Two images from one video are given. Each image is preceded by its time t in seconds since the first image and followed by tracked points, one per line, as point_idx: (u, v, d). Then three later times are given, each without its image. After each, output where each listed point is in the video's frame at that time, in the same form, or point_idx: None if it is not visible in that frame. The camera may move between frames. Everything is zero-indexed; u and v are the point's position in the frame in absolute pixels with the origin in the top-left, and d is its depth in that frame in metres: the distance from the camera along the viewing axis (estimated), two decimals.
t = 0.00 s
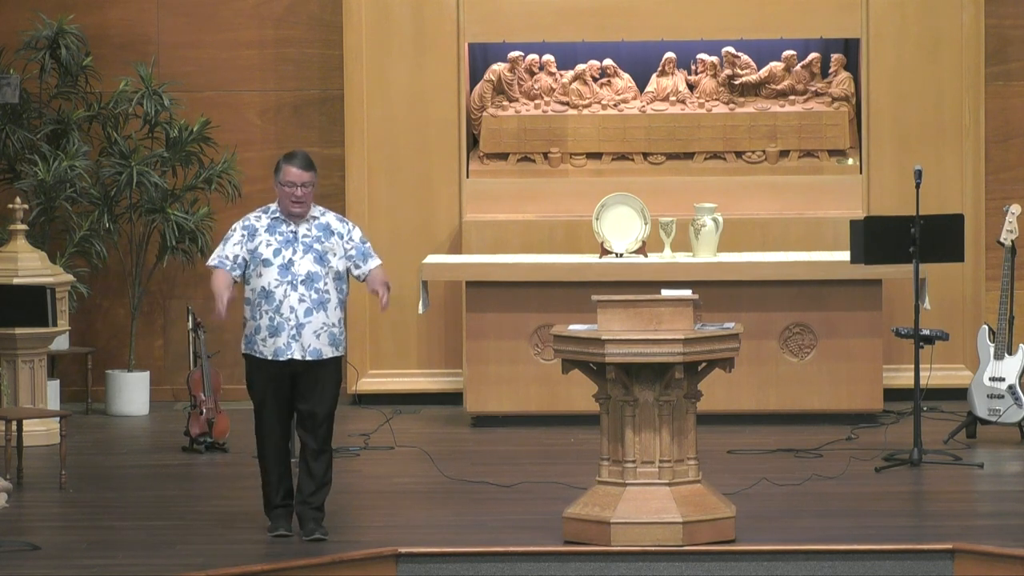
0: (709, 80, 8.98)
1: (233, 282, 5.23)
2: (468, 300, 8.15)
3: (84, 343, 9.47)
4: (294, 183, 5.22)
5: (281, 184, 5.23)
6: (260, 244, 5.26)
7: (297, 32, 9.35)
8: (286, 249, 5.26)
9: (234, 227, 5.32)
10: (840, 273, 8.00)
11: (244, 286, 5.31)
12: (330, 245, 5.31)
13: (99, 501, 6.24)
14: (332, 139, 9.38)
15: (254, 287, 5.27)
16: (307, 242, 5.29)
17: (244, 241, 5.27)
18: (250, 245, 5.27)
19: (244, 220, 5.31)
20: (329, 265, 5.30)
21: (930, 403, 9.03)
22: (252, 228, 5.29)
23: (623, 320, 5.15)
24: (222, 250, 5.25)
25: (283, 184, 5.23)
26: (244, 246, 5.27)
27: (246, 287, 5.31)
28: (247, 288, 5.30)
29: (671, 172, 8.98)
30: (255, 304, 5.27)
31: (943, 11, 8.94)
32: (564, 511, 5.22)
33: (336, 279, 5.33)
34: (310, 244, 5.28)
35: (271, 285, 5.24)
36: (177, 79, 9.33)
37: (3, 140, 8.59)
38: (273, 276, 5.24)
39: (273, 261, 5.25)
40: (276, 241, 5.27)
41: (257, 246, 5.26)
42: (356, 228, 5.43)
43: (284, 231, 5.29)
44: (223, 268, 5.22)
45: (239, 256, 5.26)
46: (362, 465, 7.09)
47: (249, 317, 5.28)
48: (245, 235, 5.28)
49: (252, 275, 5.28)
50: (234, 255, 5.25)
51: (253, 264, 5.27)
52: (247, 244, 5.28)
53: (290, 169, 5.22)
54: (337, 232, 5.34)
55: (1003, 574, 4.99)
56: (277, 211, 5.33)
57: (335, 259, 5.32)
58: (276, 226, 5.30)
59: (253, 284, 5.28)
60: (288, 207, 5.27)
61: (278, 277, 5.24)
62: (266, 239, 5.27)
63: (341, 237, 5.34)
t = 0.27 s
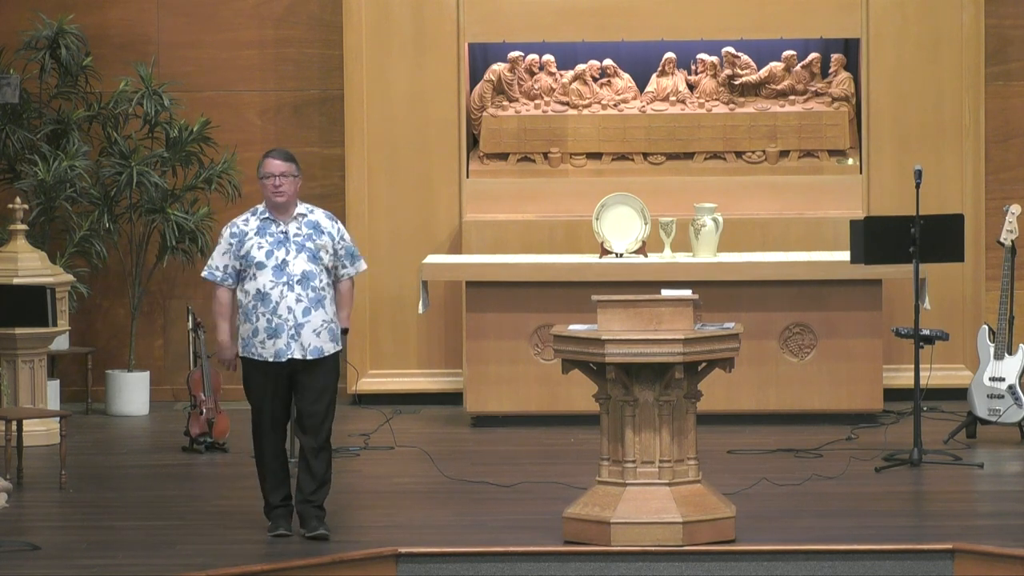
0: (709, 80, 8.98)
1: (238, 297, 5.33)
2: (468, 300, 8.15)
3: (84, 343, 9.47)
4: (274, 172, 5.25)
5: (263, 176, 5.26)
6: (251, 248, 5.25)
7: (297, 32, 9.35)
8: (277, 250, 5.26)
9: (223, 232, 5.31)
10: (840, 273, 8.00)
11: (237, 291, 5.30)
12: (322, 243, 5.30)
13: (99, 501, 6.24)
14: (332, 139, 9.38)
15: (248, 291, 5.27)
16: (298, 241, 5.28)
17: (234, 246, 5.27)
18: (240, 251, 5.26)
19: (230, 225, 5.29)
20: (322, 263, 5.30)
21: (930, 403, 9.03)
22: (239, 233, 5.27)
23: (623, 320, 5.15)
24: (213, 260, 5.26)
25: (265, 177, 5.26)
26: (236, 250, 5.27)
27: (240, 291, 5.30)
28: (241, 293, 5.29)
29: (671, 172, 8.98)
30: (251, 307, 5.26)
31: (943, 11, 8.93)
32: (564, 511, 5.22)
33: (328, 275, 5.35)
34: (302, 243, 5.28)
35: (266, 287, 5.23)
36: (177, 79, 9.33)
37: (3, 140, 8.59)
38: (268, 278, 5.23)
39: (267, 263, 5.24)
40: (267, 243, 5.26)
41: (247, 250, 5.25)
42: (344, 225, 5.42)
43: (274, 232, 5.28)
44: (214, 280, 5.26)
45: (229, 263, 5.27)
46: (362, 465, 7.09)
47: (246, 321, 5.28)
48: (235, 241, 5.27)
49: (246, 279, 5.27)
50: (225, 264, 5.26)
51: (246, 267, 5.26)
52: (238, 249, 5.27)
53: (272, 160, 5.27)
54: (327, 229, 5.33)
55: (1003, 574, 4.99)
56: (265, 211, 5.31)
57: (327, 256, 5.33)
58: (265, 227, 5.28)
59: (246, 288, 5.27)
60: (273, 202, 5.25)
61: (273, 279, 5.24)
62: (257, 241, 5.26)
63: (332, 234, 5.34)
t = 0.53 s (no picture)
0: (709, 80, 8.98)
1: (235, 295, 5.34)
2: (468, 300, 8.15)
3: (85, 343, 9.47)
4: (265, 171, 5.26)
5: (256, 175, 5.28)
6: (248, 244, 5.26)
7: (297, 32, 9.35)
8: (273, 246, 5.26)
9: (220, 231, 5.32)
10: (840, 273, 8.00)
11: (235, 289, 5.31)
12: (318, 239, 5.31)
13: (99, 501, 6.24)
14: (332, 139, 9.38)
15: (245, 287, 5.27)
16: (294, 237, 5.28)
17: (232, 243, 5.28)
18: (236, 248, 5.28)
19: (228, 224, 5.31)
20: (318, 259, 5.30)
21: (930, 403, 9.03)
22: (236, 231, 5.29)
23: (623, 320, 5.15)
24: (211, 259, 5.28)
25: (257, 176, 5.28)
26: (233, 247, 5.28)
27: (237, 288, 5.30)
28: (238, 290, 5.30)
29: (671, 172, 8.98)
30: (248, 304, 5.27)
31: (943, 11, 8.93)
32: (564, 511, 5.22)
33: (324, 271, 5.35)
34: (298, 239, 5.28)
35: (262, 283, 5.23)
36: (177, 79, 9.33)
37: (3, 140, 8.59)
38: (265, 274, 5.24)
39: (264, 259, 5.25)
40: (264, 239, 5.26)
41: (244, 247, 5.26)
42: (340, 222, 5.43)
43: (270, 229, 5.29)
44: (211, 278, 5.27)
45: (227, 261, 5.29)
46: (362, 465, 7.09)
47: (243, 318, 5.28)
48: (232, 238, 5.28)
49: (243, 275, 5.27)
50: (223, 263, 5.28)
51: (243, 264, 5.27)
52: (235, 247, 5.28)
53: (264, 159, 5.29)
54: (324, 225, 5.33)
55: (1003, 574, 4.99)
56: (261, 209, 5.32)
57: (323, 252, 5.33)
58: (262, 224, 5.29)
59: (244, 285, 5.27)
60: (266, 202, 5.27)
61: (269, 275, 5.23)
62: (254, 238, 5.27)
63: (328, 230, 5.34)
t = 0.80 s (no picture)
0: (709, 80, 8.98)
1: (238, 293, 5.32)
2: (468, 300, 8.15)
3: (85, 343, 9.47)
4: (264, 174, 5.25)
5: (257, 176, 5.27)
6: (249, 243, 5.26)
7: (297, 32, 9.35)
8: (275, 244, 5.27)
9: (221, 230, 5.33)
10: (840, 273, 8.00)
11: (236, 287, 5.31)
12: (319, 238, 5.32)
13: (99, 501, 6.24)
14: (332, 139, 9.38)
15: (247, 286, 5.27)
16: (295, 236, 5.29)
17: (232, 242, 5.28)
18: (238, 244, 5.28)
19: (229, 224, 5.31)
20: (319, 257, 5.31)
21: (930, 403, 9.03)
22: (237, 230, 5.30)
23: (623, 320, 5.15)
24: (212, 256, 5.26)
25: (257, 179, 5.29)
26: (234, 246, 5.28)
27: (238, 287, 5.30)
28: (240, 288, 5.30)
29: (671, 172, 8.98)
30: (249, 302, 5.27)
31: (943, 11, 8.93)
32: (564, 511, 5.22)
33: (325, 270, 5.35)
34: (299, 238, 5.29)
35: (264, 280, 5.24)
36: (177, 79, 9.33)
37: (3, 140, 8.59)
38: (266, 272, 5.24)
39: (265, 257, 5.25)
40: (265, 238, 5.27)
41: (246, 245, 5.27)
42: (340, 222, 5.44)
43: (271, 228, 5.30)
44: (216, 274, 5.24)
45: (229, 258, 5.27)
46: (362, 465, 7.09)
47: (244, 316, 5.27)
48: (234, 237, 5.29)
49: (244, 274, 5.28)
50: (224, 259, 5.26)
51: (244, 262, 5.27)
52: (236, 245, 5.29)
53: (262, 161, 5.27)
54: (324, 225, 5.34)
55: (1003, 574, 4.99)
56: (262, 210, 5.34)
57: (324, 251, 5.33)
58: (263, 224, 5.30)
59: (245, 283, 5.28)
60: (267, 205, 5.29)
61: (271, 273, 5.24)
62: (255, 236, 5.27)
63: (328, 229, 5.35)
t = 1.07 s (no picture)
0: (709, 80, 8.98)
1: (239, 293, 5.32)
2: (468, 300, 8.15)
3: (85, 343, 9.47)
4: (268, 187, 5.20)
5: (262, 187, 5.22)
6: (249, 244, 5.26)
7: (297, 32, 9.35)
8: (275, 245, 5.26)
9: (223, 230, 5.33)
10: (840, 273, 8.00)
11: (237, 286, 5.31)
12: (320, 239, 5.30)
13: (99, 501, 6.24)
14: (332, 139, 9.38)
15: (247, 287, 5.27)
16: (296, 237, 5.28)
17: (233, 243, 5.28)
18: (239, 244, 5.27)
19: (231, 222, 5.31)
20: (320, 258, 5.30)
21: (930, 403, 9.03)
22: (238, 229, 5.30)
23: (623, 320, 5.15)
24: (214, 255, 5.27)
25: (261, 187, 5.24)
26: (235, 246, 5.28)
27: (239, 287, 5.30)
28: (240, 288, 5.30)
29: (671, 172, 8.98)
30: (249, 302, 5.27)
31: (942, 11, 8.93)
32: (564, 511, 5.22)
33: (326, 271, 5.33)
34: (299, 239, 5.28)
35: (264, 282, 5.24)
36: (177, 79, 9.33)
37: (3, 140, 8.59)
38: (267, 273, 5.24)
39: (265, 258, 5.25)
40: (265, 239, 5.27)
41: (246, 245, 5.26)
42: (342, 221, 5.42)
43: (272, 228, 5.29)
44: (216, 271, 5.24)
45: (230, 258, 5.27)
46: (362, 465, 7.09)
47: (244, 316, 5.28)
48: (235, 237, 5.29)
49: (244, 275, 5.28)
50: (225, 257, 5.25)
51: (244, 263, 5.27)
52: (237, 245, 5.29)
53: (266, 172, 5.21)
54: (325, 225, 5.33)
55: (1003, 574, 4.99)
56: (263, 211, 5.34)
57: (325, 252, 5.32)
58: (264, 225, 5.30)
59: (245, 284, 5.28)
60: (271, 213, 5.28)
61: (271, 274, 5.24)
62: (256, 237, 5.27)
63: (329, 230, 5.33)
